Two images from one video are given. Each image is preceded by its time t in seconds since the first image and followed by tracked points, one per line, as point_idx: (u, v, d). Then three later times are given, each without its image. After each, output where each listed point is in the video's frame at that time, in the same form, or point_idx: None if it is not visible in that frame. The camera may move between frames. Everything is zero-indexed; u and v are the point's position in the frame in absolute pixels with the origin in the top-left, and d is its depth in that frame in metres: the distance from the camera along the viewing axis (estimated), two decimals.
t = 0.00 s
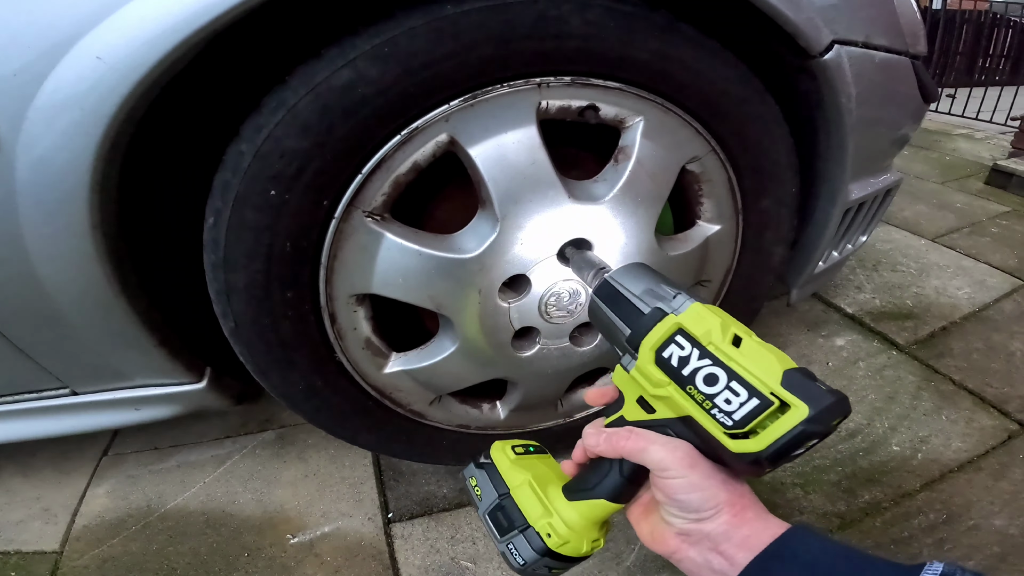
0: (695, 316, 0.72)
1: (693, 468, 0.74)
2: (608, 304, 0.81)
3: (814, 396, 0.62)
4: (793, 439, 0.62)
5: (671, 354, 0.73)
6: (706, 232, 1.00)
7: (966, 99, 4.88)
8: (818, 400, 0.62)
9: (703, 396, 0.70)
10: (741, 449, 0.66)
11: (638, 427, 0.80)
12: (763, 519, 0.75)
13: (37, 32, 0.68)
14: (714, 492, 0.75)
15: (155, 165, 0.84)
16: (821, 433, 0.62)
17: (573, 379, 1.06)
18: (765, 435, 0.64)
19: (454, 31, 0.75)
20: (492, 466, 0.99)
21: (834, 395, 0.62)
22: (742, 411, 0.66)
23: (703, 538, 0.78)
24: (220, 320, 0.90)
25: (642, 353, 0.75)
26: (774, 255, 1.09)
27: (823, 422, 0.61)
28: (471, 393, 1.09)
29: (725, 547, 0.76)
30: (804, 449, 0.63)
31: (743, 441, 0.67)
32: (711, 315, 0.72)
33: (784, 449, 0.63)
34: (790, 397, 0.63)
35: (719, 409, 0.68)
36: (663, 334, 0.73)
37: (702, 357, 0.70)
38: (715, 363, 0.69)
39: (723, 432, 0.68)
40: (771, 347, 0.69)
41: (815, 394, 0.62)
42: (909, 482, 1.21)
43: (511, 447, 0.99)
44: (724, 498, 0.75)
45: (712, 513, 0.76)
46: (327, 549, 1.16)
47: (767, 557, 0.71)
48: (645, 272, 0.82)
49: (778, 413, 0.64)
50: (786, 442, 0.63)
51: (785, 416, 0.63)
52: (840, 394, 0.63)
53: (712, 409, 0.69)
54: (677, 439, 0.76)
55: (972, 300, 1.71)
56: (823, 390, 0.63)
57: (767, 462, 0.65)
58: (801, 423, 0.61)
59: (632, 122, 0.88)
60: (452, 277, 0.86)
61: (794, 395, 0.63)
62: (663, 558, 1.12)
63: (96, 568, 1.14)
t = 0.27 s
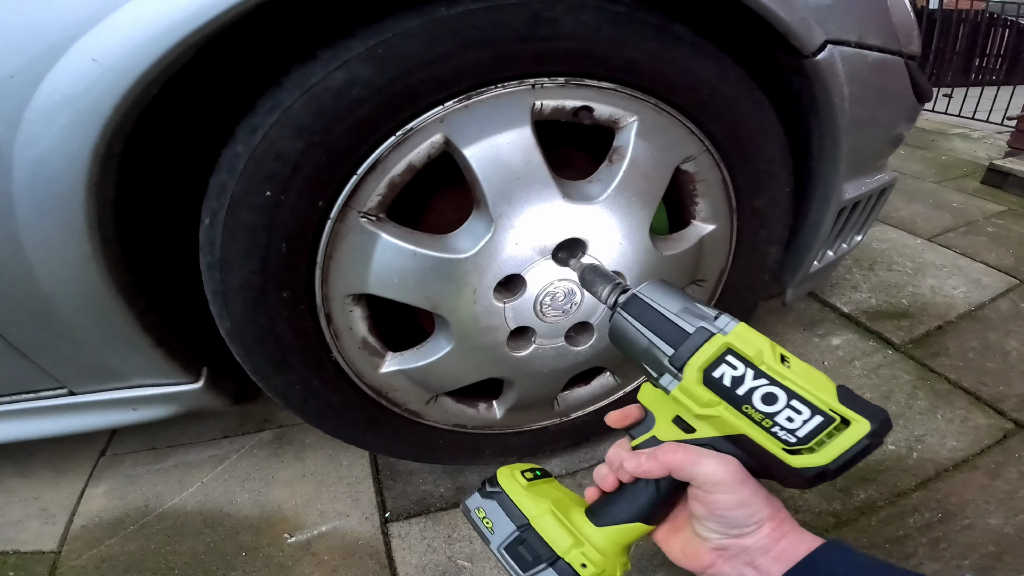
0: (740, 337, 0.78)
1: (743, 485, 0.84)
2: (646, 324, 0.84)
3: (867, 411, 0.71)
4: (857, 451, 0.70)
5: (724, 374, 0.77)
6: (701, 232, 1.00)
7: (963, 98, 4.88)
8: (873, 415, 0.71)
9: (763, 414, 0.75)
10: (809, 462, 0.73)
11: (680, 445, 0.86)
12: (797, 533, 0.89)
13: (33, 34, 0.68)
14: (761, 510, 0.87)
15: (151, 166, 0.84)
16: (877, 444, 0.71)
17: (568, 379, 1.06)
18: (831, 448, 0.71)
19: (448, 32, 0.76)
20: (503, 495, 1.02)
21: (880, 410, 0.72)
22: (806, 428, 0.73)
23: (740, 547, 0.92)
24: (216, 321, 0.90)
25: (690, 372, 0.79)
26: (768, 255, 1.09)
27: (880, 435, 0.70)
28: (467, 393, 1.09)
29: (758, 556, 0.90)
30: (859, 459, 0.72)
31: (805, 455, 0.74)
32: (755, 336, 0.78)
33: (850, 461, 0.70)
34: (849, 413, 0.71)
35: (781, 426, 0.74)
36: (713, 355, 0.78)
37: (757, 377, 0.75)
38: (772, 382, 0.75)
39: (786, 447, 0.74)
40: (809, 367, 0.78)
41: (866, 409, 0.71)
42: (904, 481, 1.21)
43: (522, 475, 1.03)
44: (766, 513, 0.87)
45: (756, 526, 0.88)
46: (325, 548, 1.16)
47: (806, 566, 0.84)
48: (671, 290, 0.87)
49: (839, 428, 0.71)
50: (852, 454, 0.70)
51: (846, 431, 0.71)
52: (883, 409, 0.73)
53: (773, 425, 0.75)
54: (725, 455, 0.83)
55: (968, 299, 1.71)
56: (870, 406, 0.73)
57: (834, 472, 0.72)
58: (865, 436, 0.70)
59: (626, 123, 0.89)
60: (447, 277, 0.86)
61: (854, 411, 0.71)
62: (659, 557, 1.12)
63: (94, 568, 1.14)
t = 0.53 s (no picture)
0: (792, 351, 0.80)
1: (808, 496, 0.86)
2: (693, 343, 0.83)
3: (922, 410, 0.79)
4: (925, 447, 0.77)
5: (785, 388, 0.79)
6: (699, 232, 1.00)
7: (960, 98, 4.89)
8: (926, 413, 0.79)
9: (833, 424, 0.78)
10: (885, 464, 0.77)
11: (745, 458, 0.85)
12: (850, 546, 0.91)
13: (26, 33, 0.67)
14: (821, 520, 0.89)
15: (146, 166, 0.84)
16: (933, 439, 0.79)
17: (567, 379, 1.06)
18: (903, 449, 0.77)
19: (445, 32, 0.75)
20: (547, 535, 0.95)
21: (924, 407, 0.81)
22: (878, 433, 0.77)
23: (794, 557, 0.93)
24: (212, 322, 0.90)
25: (749, 389, 0.80)
26: (767, 254, 1.09)
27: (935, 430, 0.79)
28: (466, 393, 1.09)
29: (808, 565, 0.92)
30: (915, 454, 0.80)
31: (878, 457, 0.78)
32: (804, 349, 0.81)
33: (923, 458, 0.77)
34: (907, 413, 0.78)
35: (852, 434, 0.78)
36: (772, 369, 0.79)
37: (820, 388, 0.78)
38: (836, 393, 0.78)
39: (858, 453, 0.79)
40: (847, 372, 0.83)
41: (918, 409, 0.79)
42: (904, 481, 1.21)
43: (559, 511, 0.97)
44: (824, 525, 0.89)
45: (814, 537, 0.90)
46: (323, 549, 1.16)
47: None
48: (703, 309, 0.87)
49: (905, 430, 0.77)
50: (923, 451, 0.77)
51: (912, 430, 0.78)
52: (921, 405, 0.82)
53: (843, 433, 0.78)
54: (792, 466, 0.84)
55: (966, 299, 1.71)
56: (912, 403, 0.81)
57: (910, 467, 0.78)
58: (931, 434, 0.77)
59: (624, 122, 0.88)
60: (445, 277, 0.86)
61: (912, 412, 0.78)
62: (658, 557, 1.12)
63: (91, 569, 1.14)
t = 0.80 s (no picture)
0: (806, 351, 0.83)
1: (831, 498, 0.86)
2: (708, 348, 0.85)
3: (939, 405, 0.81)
4: (947, 441, 0.79)
5: (801, 388, 0.81)
6: (696, 231, 1.00)
7: (958, 98, 4.89)
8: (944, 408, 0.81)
9: (853, 423, 0.80)
10: (907, 460, 0.79)
11: (766, 460, 0.85)
12: (872, 550, 0.90)
13: (25, 34, 0.68)
14: (841, 523, 0.88)
15: (145, 166, 0.84)
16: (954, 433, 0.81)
17: (565, 378, 1.06)
18: (923, 443, 0.79)
19: (442, 31, 0.76)
20: (568, 547, 0.94)
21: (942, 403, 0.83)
22: (899, 429, 0.79)
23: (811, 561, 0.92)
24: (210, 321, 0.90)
25: (765, 390, 0.82)
26: (764, 253, 1.10)
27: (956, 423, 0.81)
28: (464, 392, 1.09)
29: (826, 568, 0.91)
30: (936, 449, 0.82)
31: (900, 454, 0.80)
32: (817, 349, 0.83)
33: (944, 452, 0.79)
34: (925, 408, 0.80)
35: (872, 432, 0.80)
36: (786, 370, 0.81)
37: (837, 387, 0.80)
38: (853, 391, 0.80)
39: (879, 449, 0.80)
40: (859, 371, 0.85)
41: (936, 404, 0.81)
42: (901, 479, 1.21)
43: (579, 522, 0.97)
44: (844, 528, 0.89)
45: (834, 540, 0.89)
46: (322, 549, 1.16)
47: None
48: (714, 313, 0.89)
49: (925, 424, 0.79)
50: (944, 446, 0.79)
51: (931, 425, 0.80)
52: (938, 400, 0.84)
53: (864, 431, 0.80)
54: (814, 469, 0.85)
55: (963, 297, 1.72)
56: (928, 398, 0.83)
57: (934, 461, 0.80)
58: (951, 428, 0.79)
59: (620, 122, 0.89)
60: (442, 276, 0.86)
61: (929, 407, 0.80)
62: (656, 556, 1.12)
63: (91, 569, 1.14)
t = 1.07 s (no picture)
0: (822, 337, 0.83)
1: (858, 493, 0.87)
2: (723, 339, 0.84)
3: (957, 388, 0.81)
4: (970, 424, 0.78)
5: (820, 374, 0.80)
6: (700, 230, 1.00)
7: (958, 97, 4.90)
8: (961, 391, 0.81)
9: (875, 407, 0.79)
10: (934, 442, 0.79)
11: (790, 453, 0.86)
12: (896, 549, 0.92)
13: (31, 34, 0.68)
14: (868, 521, 0.90)
15: (149, 166, 0.84)
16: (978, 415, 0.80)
17: (568, 377, 1.06)
18: (948, 425, 0.78)
19: (447, 31, 0.76)
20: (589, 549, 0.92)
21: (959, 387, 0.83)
22: (922, 413, 0.78)
23: (834, 561, 0.94)
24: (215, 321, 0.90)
25: (784, 377, 0.81)
26: (767, 252, 1.10)
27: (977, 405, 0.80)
28: (468, 392, 1.09)
29: (852, 567, 0.93)
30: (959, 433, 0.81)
31: (925, 438, 0.79)
32: (832, 335, 0.83)
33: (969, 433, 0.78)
34: (945, 392, 0.80)
35: (896, 416, 0.79)
36: (803, 356, 0.81)
37: (856, 371, 0.80)
38: (871, 375, 0.80)
39: (903, 433, 0.80)
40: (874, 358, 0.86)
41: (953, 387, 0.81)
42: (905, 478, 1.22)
43: (596, 522, 0.95)
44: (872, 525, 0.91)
45: (860, 538, 0.91)
46: (325, 549, 1.16)
47: None
48: (724, 305, 0.88)
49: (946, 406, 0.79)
50: (969, 427, 0.78)
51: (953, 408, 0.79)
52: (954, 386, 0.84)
53: (887, 415, 0.79)
54: (839, 464, 0.86)
55: (965, 297, 1.72)
56: (947, 382, 0.83)
57: (961, 444, 0.79)
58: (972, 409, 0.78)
59: (625, 121, 0.89)
60: (447, 276, 0.86)
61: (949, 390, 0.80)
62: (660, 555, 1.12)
63: (93, 570, 1.14)
